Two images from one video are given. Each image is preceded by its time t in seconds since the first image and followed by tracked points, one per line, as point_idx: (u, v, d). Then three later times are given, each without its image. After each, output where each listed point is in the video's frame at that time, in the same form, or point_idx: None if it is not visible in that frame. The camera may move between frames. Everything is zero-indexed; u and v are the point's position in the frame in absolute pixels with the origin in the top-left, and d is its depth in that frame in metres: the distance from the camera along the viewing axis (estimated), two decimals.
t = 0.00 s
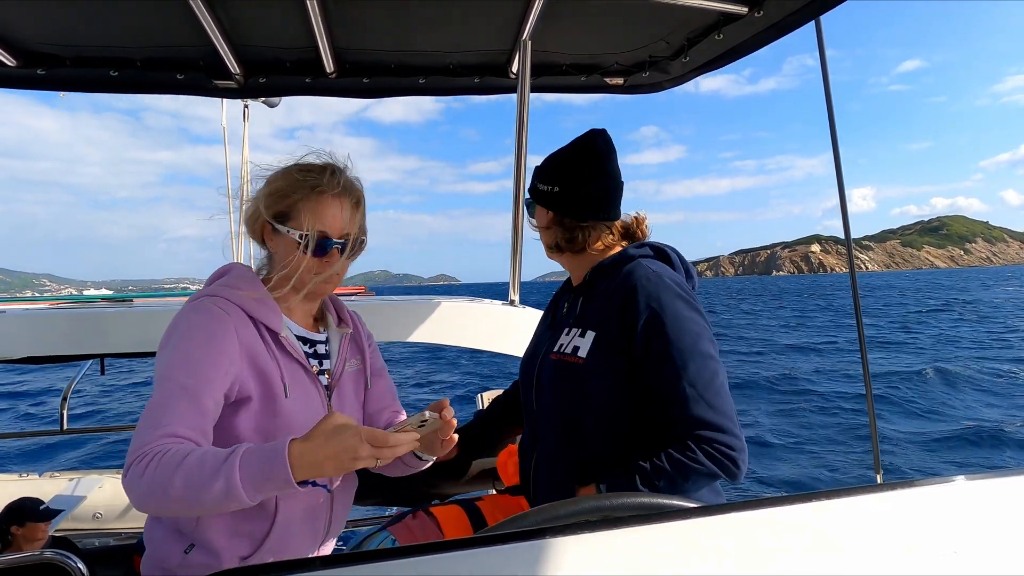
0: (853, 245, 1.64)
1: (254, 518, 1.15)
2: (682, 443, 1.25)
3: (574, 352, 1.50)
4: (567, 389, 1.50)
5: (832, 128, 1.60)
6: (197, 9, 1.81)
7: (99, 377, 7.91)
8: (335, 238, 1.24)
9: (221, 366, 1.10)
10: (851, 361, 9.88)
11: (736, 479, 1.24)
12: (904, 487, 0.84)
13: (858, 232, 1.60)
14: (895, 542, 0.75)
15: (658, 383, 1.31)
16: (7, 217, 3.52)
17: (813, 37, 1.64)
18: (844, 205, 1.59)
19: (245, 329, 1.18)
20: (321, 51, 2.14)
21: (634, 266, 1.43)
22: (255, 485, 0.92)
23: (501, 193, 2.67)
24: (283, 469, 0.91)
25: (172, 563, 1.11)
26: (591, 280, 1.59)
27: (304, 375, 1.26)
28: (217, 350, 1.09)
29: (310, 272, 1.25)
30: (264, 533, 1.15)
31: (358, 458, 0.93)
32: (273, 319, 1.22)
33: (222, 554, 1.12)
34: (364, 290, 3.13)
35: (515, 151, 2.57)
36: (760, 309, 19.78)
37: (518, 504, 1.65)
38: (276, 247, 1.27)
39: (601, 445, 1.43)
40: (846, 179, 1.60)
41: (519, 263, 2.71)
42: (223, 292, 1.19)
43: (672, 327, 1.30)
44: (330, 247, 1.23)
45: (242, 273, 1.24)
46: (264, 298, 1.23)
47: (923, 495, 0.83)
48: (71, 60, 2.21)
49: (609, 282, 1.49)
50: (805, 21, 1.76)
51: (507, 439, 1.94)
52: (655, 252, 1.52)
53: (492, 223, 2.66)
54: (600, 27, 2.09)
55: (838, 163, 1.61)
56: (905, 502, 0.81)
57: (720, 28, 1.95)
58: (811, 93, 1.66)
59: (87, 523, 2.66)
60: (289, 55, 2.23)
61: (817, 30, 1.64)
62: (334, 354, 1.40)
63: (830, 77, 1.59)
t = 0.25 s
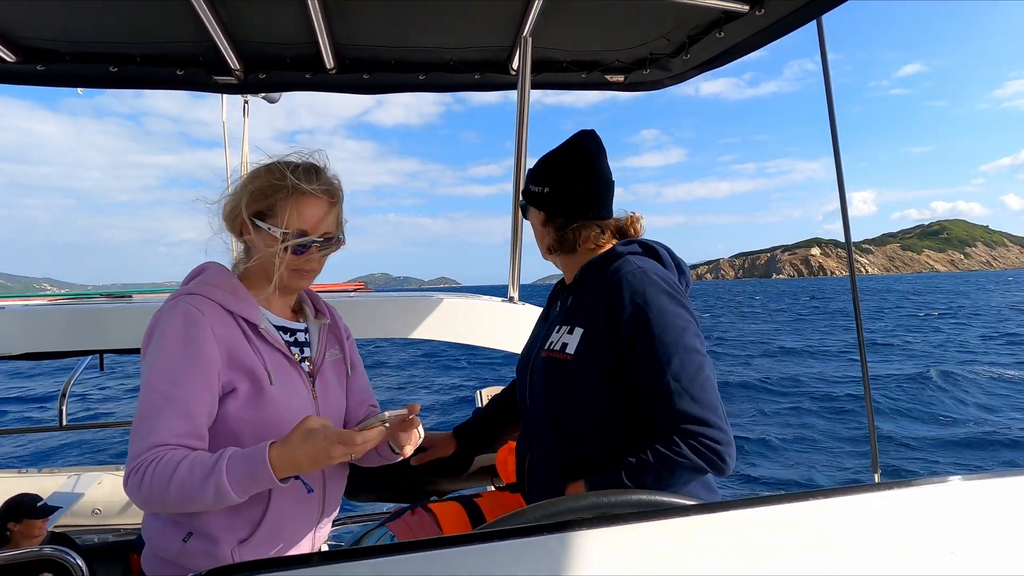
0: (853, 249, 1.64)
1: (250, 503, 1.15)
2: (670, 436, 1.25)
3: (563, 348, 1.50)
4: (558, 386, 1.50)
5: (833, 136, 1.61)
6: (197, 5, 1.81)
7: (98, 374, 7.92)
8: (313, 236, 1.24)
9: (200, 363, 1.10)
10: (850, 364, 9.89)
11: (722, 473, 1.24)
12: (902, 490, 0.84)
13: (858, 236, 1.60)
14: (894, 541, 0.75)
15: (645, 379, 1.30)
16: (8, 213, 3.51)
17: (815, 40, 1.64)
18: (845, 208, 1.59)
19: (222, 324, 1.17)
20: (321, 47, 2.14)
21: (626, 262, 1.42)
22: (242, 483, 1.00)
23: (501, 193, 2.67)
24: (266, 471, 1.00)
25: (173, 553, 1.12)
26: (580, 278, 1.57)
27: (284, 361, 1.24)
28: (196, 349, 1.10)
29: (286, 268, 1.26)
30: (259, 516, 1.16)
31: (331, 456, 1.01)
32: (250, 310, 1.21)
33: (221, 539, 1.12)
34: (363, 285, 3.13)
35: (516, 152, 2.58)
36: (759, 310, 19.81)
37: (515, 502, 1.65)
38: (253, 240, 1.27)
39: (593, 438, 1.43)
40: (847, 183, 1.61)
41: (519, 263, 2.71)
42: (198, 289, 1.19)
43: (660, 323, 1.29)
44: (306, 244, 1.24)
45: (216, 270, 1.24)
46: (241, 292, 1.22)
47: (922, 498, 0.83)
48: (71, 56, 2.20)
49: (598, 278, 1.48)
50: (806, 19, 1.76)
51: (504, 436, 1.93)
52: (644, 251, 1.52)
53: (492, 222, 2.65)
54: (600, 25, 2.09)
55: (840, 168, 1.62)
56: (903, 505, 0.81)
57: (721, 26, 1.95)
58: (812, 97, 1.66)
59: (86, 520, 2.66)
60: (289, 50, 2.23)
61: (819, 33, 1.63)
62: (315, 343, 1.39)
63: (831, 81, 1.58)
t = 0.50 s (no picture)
0: (854, 252, 1.63)
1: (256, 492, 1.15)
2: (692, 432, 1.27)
3: (582, 345, 1.48)
4: (571, 382, 1.48)
5: (836, 141, 1.61)
6: None
7: (98, 369, 7.92)
8: (306, 230, 1.25)
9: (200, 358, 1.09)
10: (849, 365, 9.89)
11: (735, 473, 1.28)
12: (899, 492, 0.84)
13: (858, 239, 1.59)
14: (891, 539, 0.75)
15: (669, 378, 1.33)
16: (8, 207, 3.50)
17: (818, 43, 1.62)
18: (846, 212, 1.58)
19: (217, 319, 1.15)
20: (322, 43, 2.13)
21: (648, 264, 1.45)
22: (255, 473, 1.02)
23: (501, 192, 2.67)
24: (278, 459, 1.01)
25: (180, 547, 1.12)
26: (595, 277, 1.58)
27: (280, 354, 1.24)
28: (196, 346, 1.09)
29: (279, 262, 1.25)
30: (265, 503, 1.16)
31: (341, 443, 1.04)
32: (244, 304, 1.20)
33: (227, 528, 1.12)
34: (362, 281, 3.13)
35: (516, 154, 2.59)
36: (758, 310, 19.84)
37: (513, 499, 1.65)
38: (243, 236, 1.25)
39: (609, 435, 1.43)
40: (849, 188, 1.60)
41: (518, 261, 2.72)
42: (191, 285, 1.17)
43: (685, 323, 1.33)
44: (299, 238, 1.24)
45: (204, 268, 1.22)
46: (232, 288, 1.21)
47: (918, 500, 0.83)
48: (70, 51, 2.19)
49: (620, 277, 1.49)
50: (808, 18, 1.76)
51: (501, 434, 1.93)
52: (657, 253, 1.57)
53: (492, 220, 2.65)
54: (601, 22, 2.08)
55: (842, 173, 1.61)
56: (899, 506, 0.81)
57: (722, 24, 1.94)
58: (813, 100, 1.65)
59: (86, 514, 2.66)
60: (288, 45, 2.22)
61: (821, 35, 1.62)
62: (305, 335, 1.39)
63: (835, 84, 1.57)
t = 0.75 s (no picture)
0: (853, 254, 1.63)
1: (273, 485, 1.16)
2: (722, 426, 1.31)
3: (608, 343, 1.50)
4: (595, 380, 1.49)
5: (837, 143, 1.60)
6: None
7: (98, 367, 7.93)
8: (299, 220, 1.24)
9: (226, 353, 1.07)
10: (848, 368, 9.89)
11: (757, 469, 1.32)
12: (894, 491, 0.84)
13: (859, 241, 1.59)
14: (883, 538, 0.75)
15: (699, 375, 1.38)
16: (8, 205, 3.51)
17: (820, 44, 1.62)
18: (848, 214, 1.57)
19: (236, 311, 1.14)
20: (323, 40, 2.13)
21: (669, 270, 1.53)
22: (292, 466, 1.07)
23: (501, 191, 2.67)
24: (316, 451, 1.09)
25: (199, 544, 1.09)
26: (613, 276, 1.61)
27: (291, 349, 1.26)
28: (223, 338, 1.07)
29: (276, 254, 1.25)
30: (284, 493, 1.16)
31: (371, 438, 1.17)
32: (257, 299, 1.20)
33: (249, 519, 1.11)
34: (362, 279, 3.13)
35: (517, 153, 2.59)
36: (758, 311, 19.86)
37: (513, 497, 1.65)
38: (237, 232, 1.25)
39: (632, 433, 1.45)
40: (852, 190, 1.59)
41: (518, 260, 2.72)
42: (207, 278, 1.13)
43: (713, 323, 1.40)
44: (292, 228, 1.23)
45: (208, 263, 1.19)
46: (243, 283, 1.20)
47: (914, 499, 0.83)
48: (71, 47, 2.19)
49: (642, 280, 1.55)
50: (809, 17, 1.76)
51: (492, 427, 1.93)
52: (669, 255, 1.65)
53: (492, 220, 2.65)
54: (603, 20, 2.08)
55: (844, 174, 1.60)
56: (894, 505, 0.82)
57: (723, 23, 1.94)
58: (814, 101, 1.64)
59: (85, 511, 2.66)
60: (289, 42, 2.22)
61: (823, 36, 1.61)
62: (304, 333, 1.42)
63: (835, 86, 1.57)
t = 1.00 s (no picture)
0: (853, 255, 1.63)
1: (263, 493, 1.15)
2: (735, 433, 1.36)
3: (628, 347, 1.50)
4: (612, 382, 1.50)
5: (837, 144, 1.60)
6: None
7: (98, 367, 7.93)
8: (288, 213, 1.23)
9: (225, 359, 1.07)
10: (848, 369, 9.88)
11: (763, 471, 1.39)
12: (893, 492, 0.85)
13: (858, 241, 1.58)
14: (881, 538, 0.75)
15: (713, 381, 1.43)
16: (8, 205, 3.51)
17: (820, 45, 1.62)
18: (847, 215, 1.57)
19: (238, 313, 1.13)
20: (323, 40, 2.13)
21: (685, 277, 1.56)
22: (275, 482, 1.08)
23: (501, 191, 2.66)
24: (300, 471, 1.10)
25: (199, 549, 1.10)
26: (627, 278, 1.61)
27: (296, 354, 1.25)
28: (220, 341, 1.07)
29: (270, 251, 1.24)
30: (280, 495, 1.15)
31: (350, 461, 1.16)
32: (263, 303, 1.19)
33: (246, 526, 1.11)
34: (362, 279, 3.13)
35: (517, 153, 2.58)
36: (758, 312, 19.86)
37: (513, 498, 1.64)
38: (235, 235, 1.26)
39: (647, 437, 1.48)
40: (851, 191, 1.58)
41: (518, 259, 2.72)
42: (214, 281, 1.13)
43: (728, 332, 1.45)
44: (283, 223, 1.22)
45: (213, 263, 1.18)
46: (249, 284, 1.19)
47: (913, 499, 0.83)
48: (70, 46, 2.19)
49: (658, 284, 1.56)
50: (809, 17, 1.75)
51: (491, 424, 1.92)
52: (679, 259, 1.69)
53: (492, 220, 2.64)
54: (603, 20, 2.08)
55: (843, 175, 1.60)
56: (893, 505, 0.82)
57: (723, 23, 1.94)
58: (814, 102, 1.64)
59: (85, 511, 2.65)
60: (289, 42, 2.22)
61: (824, 38, 1.61)
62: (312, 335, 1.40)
63: (835, 87, 1.56)
